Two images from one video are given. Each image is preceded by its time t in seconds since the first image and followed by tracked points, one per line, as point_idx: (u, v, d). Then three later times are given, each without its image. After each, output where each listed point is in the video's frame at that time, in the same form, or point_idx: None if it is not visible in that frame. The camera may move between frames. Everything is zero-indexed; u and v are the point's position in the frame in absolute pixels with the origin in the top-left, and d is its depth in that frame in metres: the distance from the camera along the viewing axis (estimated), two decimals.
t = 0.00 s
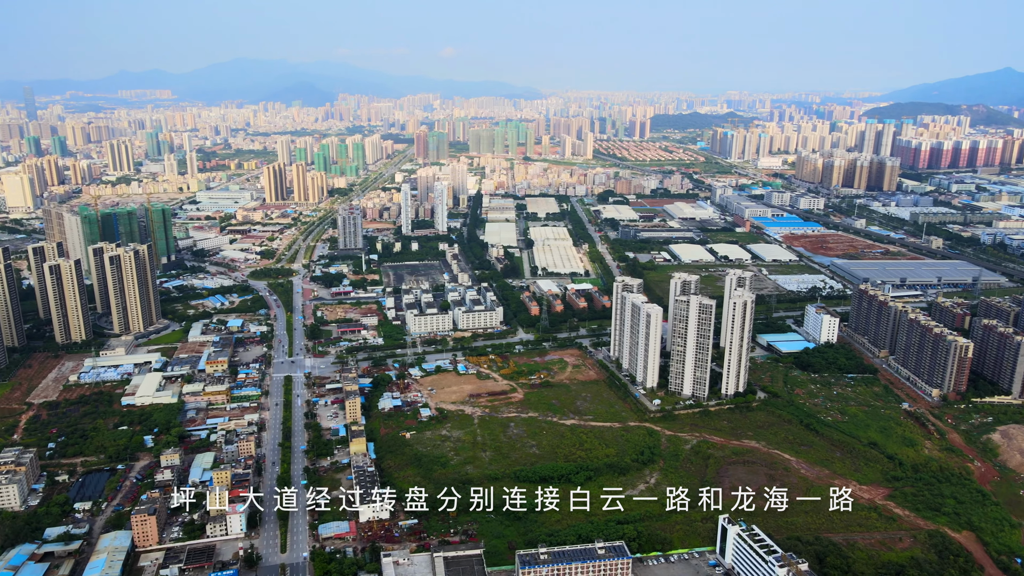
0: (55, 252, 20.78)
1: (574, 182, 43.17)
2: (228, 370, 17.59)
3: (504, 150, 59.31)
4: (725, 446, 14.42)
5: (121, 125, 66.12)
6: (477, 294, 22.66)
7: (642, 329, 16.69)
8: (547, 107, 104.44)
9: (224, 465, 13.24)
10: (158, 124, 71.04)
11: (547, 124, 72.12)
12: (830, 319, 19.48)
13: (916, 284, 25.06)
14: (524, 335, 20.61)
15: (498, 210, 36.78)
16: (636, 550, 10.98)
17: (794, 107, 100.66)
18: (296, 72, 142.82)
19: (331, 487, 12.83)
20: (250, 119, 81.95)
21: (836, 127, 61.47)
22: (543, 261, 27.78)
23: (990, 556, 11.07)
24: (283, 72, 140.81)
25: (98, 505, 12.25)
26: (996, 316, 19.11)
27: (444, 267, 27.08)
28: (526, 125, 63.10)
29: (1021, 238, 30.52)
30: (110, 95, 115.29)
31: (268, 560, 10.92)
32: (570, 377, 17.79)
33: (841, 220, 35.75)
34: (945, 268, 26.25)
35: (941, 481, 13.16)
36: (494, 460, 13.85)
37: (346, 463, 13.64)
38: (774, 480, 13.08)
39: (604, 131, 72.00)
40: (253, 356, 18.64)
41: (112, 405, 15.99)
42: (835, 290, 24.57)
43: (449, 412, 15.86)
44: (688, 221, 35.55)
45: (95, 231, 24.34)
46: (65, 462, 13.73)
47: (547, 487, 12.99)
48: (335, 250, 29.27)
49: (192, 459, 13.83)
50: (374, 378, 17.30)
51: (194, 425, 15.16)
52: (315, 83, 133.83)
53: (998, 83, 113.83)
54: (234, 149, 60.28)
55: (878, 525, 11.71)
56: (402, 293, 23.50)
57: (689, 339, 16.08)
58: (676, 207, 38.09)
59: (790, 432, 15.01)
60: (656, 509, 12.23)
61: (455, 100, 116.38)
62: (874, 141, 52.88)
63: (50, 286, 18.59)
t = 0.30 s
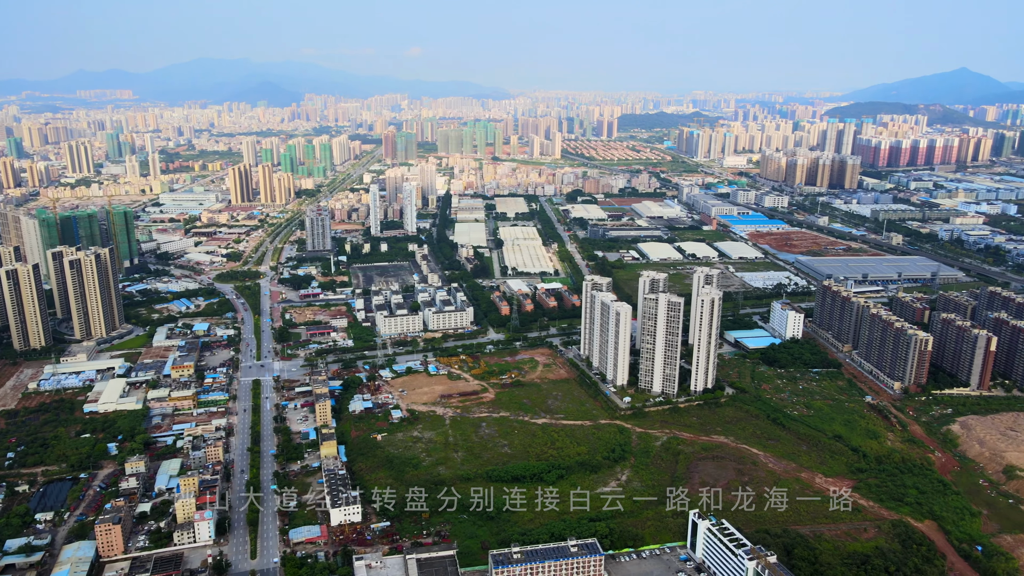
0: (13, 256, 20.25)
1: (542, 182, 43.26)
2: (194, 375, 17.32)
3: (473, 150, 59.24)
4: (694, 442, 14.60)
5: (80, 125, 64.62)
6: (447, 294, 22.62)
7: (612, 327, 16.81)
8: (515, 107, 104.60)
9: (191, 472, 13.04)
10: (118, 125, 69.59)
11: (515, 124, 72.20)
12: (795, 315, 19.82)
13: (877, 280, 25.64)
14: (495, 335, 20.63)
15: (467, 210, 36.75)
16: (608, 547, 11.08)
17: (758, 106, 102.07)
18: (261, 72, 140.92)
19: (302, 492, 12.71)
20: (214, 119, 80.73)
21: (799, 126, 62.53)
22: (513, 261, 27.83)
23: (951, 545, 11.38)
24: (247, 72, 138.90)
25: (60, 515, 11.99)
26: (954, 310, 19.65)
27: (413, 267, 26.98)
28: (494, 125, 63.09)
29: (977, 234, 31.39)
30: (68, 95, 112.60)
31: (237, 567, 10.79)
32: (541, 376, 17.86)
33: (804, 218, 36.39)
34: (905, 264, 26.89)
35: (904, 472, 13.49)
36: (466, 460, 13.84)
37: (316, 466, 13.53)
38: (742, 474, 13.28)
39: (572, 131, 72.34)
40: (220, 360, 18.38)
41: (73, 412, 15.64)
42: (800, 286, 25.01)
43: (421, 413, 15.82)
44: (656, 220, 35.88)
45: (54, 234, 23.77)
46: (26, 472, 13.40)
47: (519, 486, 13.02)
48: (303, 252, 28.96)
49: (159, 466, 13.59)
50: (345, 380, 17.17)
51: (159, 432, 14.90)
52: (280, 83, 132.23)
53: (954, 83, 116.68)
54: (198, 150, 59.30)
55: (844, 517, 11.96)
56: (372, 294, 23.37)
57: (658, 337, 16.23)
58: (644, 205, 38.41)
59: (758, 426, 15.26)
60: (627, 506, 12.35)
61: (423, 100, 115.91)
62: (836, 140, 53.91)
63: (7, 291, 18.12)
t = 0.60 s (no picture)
0: None
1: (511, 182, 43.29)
2: (159, 380, 17.02)
3: (441, 150, 59.09)
4: (665, 438, 14.75)
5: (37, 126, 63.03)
6: (417, 295, 22.53)
7: (582, 326, 16.91)
8: (483, 107, 104.58)
9: (157, 479, 12.81)
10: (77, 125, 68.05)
11: (483, 124, 72.18)
12: (761, 312, 20.14)
13: (840, 276, 26.15)
14: (465, 335, 20.61)
15: (436, 211, 36.66)
16: (581, 545, 11.15)
17: (723, 106, 103.33)
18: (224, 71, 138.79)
19: (271, 497, 12.57)
20: (176, 120, 79.33)
21: (763, 125, 63.47)
22: (483, 261, 27.82)
23: (914, 534, 11.67)
24: (210, 72, 136.75)
25: (20, 526, 11.70)
26: (913, 305, 20.13)
27: (383, 268, 26.82)
28: (463, 125, 62.99)
29: (935, 230, 32.19)
30: (24, 95, 109.71)
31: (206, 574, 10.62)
32: (512, 375, 17.89)
33: (769, 216, 36.97)
34: (866, 260, 27.47)
35: (868, 464, 13.80)
36: (438, 461, 13.82)
37: (286, 471, 13.38)
38: (712, 469, 13.46)
39: (540, 131, 72.54)
40: (186, 365, 18.09)
41: (33, 421, 15.27)
42: (765, 283, 25.41)
43: (392, 415, 15.74)
44: (624, 219, 36.14)
45: (10, 238, 23.16)
46: None
47: (492, 486, 13.04)
48: (270, 254, 28.63)
49: (123, 474, 13.33)
50: (314, 383, 17.00)
51: (123, 439, 14.61)
52: (245, 83, 130.44)
53: (912, 83, 119.38)
54: (160, 151, 58.23)
55: (810, 509, 12.20)
56: (341, 296, 23.19)
57: (628, 335, 16.37)
58: (612, 205, 38.68)
59: (726, 422, 15.48)
60: (599, 503, 12.44)
61: (391, 100, 115.26)
62: (799, 139, 54.86)
63: None
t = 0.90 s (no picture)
0: None
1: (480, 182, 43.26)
2: (123, 386, 16.69)
3: (409, 151, 58.81)
4: (635, 436, 14.88)
5: None
6: (386, 297, 22.41)
7: (552, 325, 16.98)
8: (451, 107, 104.37)
9: (122, 487, 12.57)
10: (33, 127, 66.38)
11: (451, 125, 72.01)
12: (728, 309, 20.41)
13: (804, 272, 26.61)
14: (436, 336, 20.56)
15: (405, 212, 36.47)
16: (553, 543, 11.18)
17: (689, 106, 104.43)
18: (187, 71, 136.54)
19: (240, 503, 12.41)
20: (138, 120, 77.84)
21: (728, 125, 64.31)
22: (452, 261, 27.76)
23: (878, 524, 11.94)
24: (172, 72, 134.35)
25: None
26: (875, 300, 20.57)
27: (352, 270, 26.62)
28: (430, 125, 62.76)
29: (895, 227, 32.93)
30: None
31: None
32: (483, 375, 17.90)
33: (735, 214, 37.48)
34: (829, 257, 28.00)
35: (833, 456, 14.07)
36: (410, 463, 13.77)
37: (255, 476, 13.22)
38: (682, 465, 13.62)
39: (508, 131, 72.63)
40: (151, 370, 17.76)
41: None
42: (732, 280, 25.75)
43: (362, 417, 15.64)
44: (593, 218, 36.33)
45: None
46: None
47: (464, 486, 13.04)
48: (236, 256, 28.22)
49: (86, 483, 13.04)
50: (283, 387, 16.80)
51: (86, 447, 14.30)
52: (208, 83, 128.46)
53: (871, 83, 122.00)
54: (121, 152, 57.03)
55: (778, 502, 12.40)
56: (309, 298, 22.96)
57: (597, 333, 16.48)
58: (581, 204, 38.86)
59: (695, 418, 15.67)
60: (571, 501, 12.50)
61: (358, 100, 114.44)
62: (763, 138, 55.70)
63: None
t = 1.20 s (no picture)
0: None
1: (449, 183, 43.17)
2: (85, 394, 16.35)
3: (377, 151, 58.43)
4: (606, 433, 15.00)
5: None
6: (356, 298, 22.27)
7: (523, 325, 17.02)
8: (419, 107, 104.00)
9: (85, 496, 12.32)
10: None
11: (419, 125, 71.73)
12: (697, 306, 20.66)
13: (770, 270, 27.06)
14: (406, 337, 20.48)
15: (374, 213, 36.25)
16: (527, 542, 11.21)
17: (655, 106, 105.40)
18: (148, 71, 134.01)
19: (209, 509, 12.23)
20: (98, 120, 76.20)
21: (694, 125, 65.04)
22: (422, 262, 27.66)
23: (844, 515, 12.20)
24: (133, 72, 131.74)
25: None
26: (839, 296, 20.98)
27: (320, 272, 26.38)
28: (398, 126, 62.43)
29: (856, 224, 33.62)
30: None
31: None
32: (455, 376, 17.88)
33: (702, 212, 37.94)
34: (794, 254, 28.49)
35: (800, 450, 14.34)
36: (382, 465, 13.71)
37: (223, 482, 13.04)
38: (653, 462, 13.75)
39: (477, 131, 72.59)
40: (114, 376, 17.41)
41: None
42: (700, 278, 26.07)
43: (333, 420, 15.52)
44: (562, 218, 36.48)
45: None
46: None
47: (436, 487, 13.02)
48: (202, 259, 27.79)
49: (48, 493, 12.75)
50: (251, 391, 16.59)
51: (47, 456, 13.98)
52: (171, 83, 126.26)
53: (832, 83, 124.40)
54: (80, 154, 55.75)
55: (747, 497, 12.60)
56: (277, 301, 22.71)
57: (568, 332, 16.58)
58: (550, 204, 39.00)
59: (665, 415, 15.84)
60: (543, 500, 12.55)
61: (325, 100, 113.41)
62: (728, 137, 56.43)
63: None
